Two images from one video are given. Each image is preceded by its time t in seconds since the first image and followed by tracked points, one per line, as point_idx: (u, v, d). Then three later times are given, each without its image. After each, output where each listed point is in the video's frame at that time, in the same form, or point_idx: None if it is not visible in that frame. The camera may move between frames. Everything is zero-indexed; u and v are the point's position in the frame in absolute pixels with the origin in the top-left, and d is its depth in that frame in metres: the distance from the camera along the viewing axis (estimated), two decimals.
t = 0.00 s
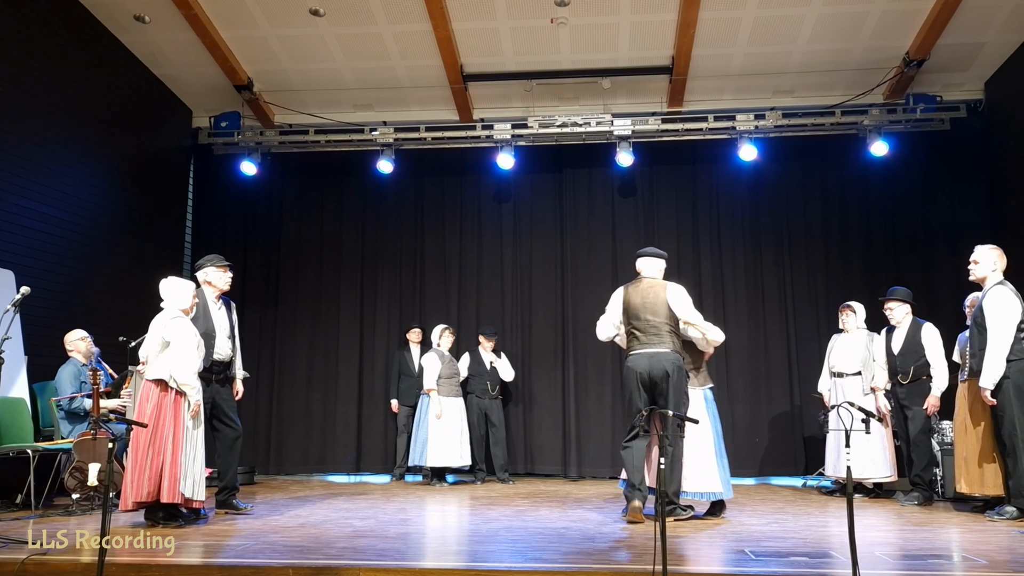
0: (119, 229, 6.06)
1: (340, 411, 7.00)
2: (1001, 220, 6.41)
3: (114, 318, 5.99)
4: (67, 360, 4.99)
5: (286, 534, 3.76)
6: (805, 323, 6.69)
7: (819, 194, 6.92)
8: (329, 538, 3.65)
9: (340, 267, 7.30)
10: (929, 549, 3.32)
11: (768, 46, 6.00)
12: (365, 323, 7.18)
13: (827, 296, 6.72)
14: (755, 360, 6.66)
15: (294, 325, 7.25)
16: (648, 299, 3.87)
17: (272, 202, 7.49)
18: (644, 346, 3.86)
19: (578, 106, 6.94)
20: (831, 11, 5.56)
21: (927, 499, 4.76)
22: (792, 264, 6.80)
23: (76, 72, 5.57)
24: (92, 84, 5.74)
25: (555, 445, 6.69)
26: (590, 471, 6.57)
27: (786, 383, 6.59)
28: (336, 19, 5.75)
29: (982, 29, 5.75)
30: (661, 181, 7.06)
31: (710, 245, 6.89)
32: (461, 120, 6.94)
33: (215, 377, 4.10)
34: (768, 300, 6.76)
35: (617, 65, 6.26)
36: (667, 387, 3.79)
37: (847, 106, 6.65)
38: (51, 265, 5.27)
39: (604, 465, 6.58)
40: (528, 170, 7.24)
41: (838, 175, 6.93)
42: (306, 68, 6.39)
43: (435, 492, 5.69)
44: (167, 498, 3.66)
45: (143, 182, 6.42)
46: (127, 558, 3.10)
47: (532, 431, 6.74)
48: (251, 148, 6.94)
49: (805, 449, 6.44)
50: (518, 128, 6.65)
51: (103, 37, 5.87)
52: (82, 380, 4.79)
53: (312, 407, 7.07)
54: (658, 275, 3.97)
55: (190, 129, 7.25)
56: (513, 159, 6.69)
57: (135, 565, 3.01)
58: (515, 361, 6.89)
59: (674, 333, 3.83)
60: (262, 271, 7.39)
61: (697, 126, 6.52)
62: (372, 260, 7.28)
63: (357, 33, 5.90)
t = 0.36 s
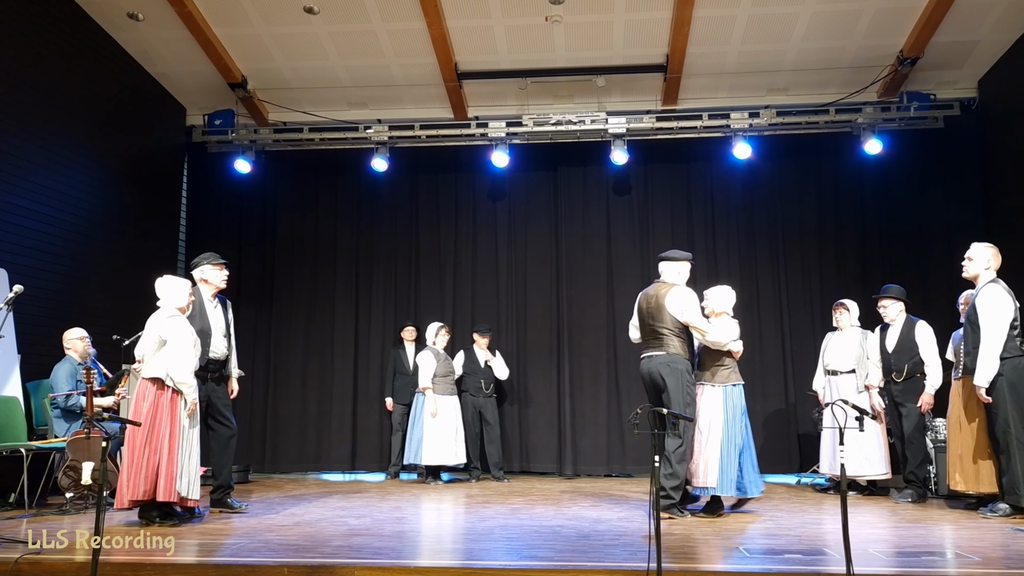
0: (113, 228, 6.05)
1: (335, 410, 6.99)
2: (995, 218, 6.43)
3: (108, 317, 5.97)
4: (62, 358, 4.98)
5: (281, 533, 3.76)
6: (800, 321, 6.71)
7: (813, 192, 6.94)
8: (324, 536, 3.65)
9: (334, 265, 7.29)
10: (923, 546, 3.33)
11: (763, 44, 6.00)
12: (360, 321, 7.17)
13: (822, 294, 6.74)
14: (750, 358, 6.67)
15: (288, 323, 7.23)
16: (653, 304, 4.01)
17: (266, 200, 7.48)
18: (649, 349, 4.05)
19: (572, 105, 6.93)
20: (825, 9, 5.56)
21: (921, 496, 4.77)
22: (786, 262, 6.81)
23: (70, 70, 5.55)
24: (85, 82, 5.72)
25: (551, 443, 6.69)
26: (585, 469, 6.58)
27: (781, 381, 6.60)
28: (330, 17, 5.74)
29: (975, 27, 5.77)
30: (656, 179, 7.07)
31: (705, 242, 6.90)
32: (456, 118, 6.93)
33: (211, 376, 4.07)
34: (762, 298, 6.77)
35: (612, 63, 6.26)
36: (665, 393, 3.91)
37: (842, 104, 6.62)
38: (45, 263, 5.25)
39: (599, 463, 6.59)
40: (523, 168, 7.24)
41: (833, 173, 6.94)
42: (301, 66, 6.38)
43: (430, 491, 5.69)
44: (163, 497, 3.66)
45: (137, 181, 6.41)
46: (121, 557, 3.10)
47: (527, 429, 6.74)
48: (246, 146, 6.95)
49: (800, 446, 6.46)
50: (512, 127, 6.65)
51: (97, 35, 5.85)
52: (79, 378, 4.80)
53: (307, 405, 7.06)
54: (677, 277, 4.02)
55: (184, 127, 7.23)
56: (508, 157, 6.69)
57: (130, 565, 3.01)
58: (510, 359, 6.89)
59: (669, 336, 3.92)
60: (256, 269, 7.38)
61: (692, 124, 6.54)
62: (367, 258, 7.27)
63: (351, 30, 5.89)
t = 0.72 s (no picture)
0: (106, 224, 6.02)
1: (329, 408, 6.98)
2: (988, 215, 6.46)
3: (101, 314, 5.95)
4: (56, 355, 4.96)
5: (275, 529, 3.75)
6: (794, 317, 6.72)
7: (807, 189, 6.95)
8: (318, 533, 3.64)
9: (329, 262, 7.28)
10: (917, 542, 3.34)
11: (757, 41, 6.01)
12: (355, 318, 7.16)
13: (816, 291, 6.75)
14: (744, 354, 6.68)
15: (282, 320, 7.22)
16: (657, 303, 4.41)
17: (261, 197, 7.46)
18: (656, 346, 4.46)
19: (567, 102, 6.92)
20: (819, 6, 5.57)
21: (914, 492, 4.79)
22: (781, 258, 6.82)
23: (62, 66, 5.52)
24: (78, 78, 5.69)
25: (545, 440, 6.70)
26: (579, 466, 6.59)
27: (775, 377, 6.62)
28: (324, 13, 5.73)
29: (969, 24, 5.78)
30: (650, 176, 7.07)
31: (699, 239, 6.91)
32: (451, 115, 6.95)
33: (206, 373, 4.08)
34: (757, 295, 6.78)
35: (606, 59, 6.26)
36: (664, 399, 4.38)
37: (835, 101, 6.68)
38: (39, 260, 5.24)
39: (593, 460, 6.60)
40: (517, 165, 7.23)
41: (827, 170, 6.96)
42: (295, 62, 6.36)
43: (425, 488, 5.69)
44: (159, 494, 3.65)
45: (130, 177, 6.38)
46: (114, 554, 3.09)
47: (522, 426, 6.74)
48: (239, 142, 6.91)
49: (794, 443, 6.47)
50: (507, 123, 6.65)
51: (89, 31, 5.82)
52: (73, 375, 4.76)
53: (302, 402, 7.05)
54: (682, 276, 4.29)
55: (178, 124, 7.20)
56: (502, 154, 6.69)
57: (124, 562, 3.01)
58: (505, 356, 6.89)
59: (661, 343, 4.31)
60: (250, 266, 7.37)
61: (686, 121, 6.57)
62: (361, 255, 7.26)
63: (345, 27, 5.87)
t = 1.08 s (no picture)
0: (99, 222, 6.00)
1: (324, 405, 6.98)
2: (982, 212, 6.47)
3: (95, 312, 5.93)
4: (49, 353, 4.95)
5: (270, 527, 3.75)
6: (788, 315, 6.74)
7: (801, 186, 6.95)
8: (313, 531, 3.64)
9: (323, 260, 7.27)
10: (911, 537, 3.36)
11: (752, 38, 6.00)
12: (350, 315, 7.16)
13: (810, 287, 6.77)
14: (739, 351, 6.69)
15: (277, 318, 7.21)
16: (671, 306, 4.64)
17: (255, 194, 7.45)
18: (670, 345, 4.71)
19: (562, 99, 6.92)
20: (814, 3, 5.57)
21: (908, 488, 4.80)
22: (775, 255, 6.83)
23: (55, 63, 5.49)
24: (71, 75, 5.67)
25: (541, 436, 6.71)
26: (574, 462, 6.60)
27: (770, 374, 6.63)
28: (318, 10, 5.71)
29: (963, 21, 5.78)
30: (645, 173, 7.07)
31: (694, 235, 6.92)
32: (445, 112, 6.96)
33: (201, 372, 4.07)
34: (751, 291, 6.79)
35: (601, 56, 6.25)
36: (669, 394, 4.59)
37: (830, 98, 6.68)
38: (32, 258, 5.22)
39: (588, 456, 6.61)
40: (512, 163, 7.23)
41: (822, 167, 6.96)
42: (289, 59, 6.34)
43: (420, 485, 5.69)
44: (154, 493, 3.64)
45: (123, 175, 6.36)
46: (109, 552, 3.09)
47: (517, 423, 6.75)
48: (233, 140, 6.91)
49: (788, 439, 6.49)
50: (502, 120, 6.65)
51: (81, 28, 5.79)
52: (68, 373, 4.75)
53: (297, 400, 7.05)
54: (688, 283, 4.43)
55: (172, 121, 7.18)
56: (497, 151, 6.68)
57: (118, 560, 3.01)
58: (500, 353, 6.89)
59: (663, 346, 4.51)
60: (245, 263, 7.36)
61: (681, 117, 6.55)
62: (356, 252, 7.25)
63: (339, 23, 5.86)
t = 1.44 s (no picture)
0: (93, 219, 5.98)
1: (320, 402, 6.97)
2: (975, 209, 6.50)
3: (89, 310, 5.91)
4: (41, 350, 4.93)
5: (265, 524, 3.74)
6: (783, 310, 6.75)
7: (795, 182, 6.97)
8: (309, 527, 3.64)
9: (318, 257, 7.26)
10: (904, 532, 3.37)
11: (747, 34, 6.01)
12: (345, 312, 7.15)
13: (805, 283, 6.79)
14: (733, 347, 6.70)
15: (272, 315, 7.20)
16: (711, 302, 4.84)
17: (250, 191, 7.43)
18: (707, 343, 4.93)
19: (556, 95, 6.92)
20: None
21: (902, 484, 4.82)
22: (770, 251, 6.84)
23: (48, 59, 5.47)
24: (64, 72, 5.64)
25: (536, 433, 6.71)
26: (570, 459, 6.61)
27: (764, 370, 6.64)
28: (312, 6, 5.70)
29: (956, 18, 5.80)
30: (640, 169, 7.08)
31: (689, 232, 6.92)
32: (440, 108, 6.92)
33: (196, 369, 4.05)
34: (746, 288, 6.81)
35: (596, 52, 6.25)
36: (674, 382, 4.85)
37: (825, 94, 6.66)
38: (26, 255, 5.20)
39: (584, 453, 6.62)
40: (507, 159, 7.23)
41: (816, 164, 6.98)
42: (283, 55, 6.33)
43: (416, 482, 5.69)
44: (150, 490, 3.64)
45: (117, 171, 6.33)
46: (104, 549, 3.09)
47: (513, 420, 6.76)
48: (228, 137, 6.88)
49: (783, 434, 6.51)
50: (497, 117, 6.63)
51: (74, 24, 5.76)
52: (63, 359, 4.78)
53: (292, 397, 7.04)
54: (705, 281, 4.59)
55: (165, 118, 7.15)
56: (492, 148, 6.68)
57: (114, 557, 3.01)
58: (495, 349, 6.89)
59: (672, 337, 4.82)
60: (240, 260, 7.34)
61: (676, 114, 6.54)
62: (351, 249, 7.24)
63: (334, 20, 5.85)
